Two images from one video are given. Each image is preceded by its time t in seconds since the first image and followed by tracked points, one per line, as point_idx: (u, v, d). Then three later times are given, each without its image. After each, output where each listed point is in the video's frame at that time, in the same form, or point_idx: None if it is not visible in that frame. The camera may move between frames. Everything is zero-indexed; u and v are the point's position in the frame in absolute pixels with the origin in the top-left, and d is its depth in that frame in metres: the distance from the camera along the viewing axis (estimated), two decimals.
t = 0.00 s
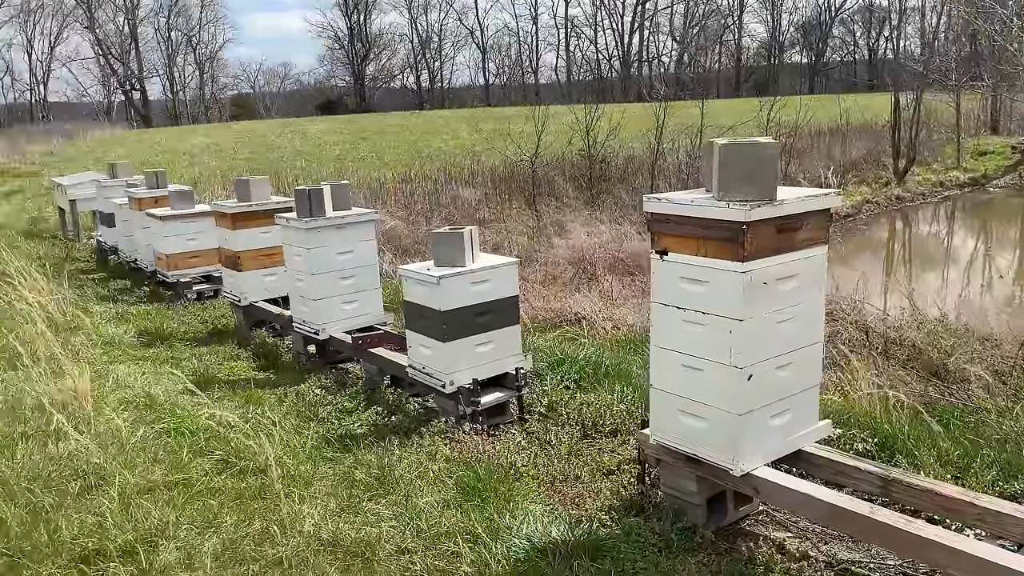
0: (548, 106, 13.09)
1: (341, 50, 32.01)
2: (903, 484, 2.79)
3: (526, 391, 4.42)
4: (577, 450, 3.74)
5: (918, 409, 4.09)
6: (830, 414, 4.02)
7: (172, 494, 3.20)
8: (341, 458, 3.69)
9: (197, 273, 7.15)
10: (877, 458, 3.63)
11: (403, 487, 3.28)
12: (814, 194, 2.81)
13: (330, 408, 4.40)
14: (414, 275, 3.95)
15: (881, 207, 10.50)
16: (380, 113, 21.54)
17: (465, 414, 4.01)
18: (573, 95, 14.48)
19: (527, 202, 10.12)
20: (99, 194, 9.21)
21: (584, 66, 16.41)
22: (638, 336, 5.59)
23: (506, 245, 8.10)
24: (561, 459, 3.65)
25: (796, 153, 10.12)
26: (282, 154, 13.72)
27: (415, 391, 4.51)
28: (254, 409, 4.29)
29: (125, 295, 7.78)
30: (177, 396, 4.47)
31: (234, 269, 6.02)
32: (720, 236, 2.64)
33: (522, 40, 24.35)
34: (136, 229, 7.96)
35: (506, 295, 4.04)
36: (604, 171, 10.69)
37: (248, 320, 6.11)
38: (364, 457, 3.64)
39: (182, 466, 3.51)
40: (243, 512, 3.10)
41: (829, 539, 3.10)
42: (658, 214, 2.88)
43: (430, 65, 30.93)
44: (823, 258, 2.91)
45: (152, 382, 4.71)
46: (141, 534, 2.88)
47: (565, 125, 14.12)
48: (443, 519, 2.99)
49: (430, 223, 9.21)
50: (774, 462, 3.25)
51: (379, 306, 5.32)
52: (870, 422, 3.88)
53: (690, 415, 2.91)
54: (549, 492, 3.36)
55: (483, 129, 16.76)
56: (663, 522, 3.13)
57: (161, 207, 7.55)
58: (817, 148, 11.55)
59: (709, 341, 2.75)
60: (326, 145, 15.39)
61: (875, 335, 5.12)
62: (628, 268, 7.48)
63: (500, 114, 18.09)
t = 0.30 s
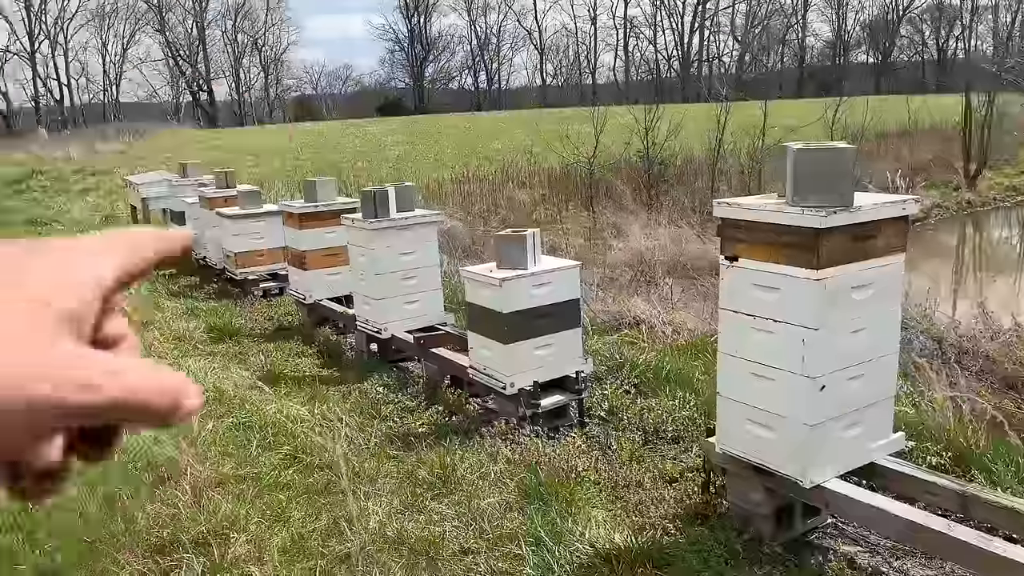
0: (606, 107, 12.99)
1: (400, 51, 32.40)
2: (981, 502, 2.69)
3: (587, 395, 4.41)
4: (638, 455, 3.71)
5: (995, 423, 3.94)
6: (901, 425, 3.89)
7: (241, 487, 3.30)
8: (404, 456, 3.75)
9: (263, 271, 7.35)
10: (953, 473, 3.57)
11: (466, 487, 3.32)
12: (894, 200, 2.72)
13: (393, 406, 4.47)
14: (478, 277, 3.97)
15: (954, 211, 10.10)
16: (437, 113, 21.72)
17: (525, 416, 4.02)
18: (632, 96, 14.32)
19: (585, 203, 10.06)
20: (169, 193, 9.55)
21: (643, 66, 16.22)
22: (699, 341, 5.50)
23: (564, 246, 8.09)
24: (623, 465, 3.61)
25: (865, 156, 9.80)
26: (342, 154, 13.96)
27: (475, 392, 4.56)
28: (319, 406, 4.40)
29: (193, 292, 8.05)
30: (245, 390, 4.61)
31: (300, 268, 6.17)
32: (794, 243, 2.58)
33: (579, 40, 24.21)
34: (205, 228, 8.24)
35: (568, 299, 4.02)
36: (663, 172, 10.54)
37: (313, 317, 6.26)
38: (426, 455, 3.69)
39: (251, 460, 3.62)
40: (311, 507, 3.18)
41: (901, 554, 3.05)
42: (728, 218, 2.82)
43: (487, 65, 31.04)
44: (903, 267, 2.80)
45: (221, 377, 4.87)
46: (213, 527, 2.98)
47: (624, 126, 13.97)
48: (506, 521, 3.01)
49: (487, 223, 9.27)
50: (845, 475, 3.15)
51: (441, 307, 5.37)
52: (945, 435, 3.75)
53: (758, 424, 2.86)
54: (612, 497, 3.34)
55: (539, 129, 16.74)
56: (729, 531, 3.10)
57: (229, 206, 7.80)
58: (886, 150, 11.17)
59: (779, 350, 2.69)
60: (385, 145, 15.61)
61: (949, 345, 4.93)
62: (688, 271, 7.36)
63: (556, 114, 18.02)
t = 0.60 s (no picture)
0: (643, 110, 12.91)
1: (436, 56, 32.68)
2: None
3: (626, 401, 4.37)
4: (677, 464, 3.65)
5: None
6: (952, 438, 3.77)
7: (281, 488, 3.33)
8: (442, 460, 3.76)
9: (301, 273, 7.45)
10: (1003, 488, 3.44)
11: (504, 493, 3.31)
12: (947, 207, 2.63)
13: (430, 409, 4.48)
14: (516, 281, 3.96)
15: (1004, 218, 9.80)
16: (473, 117, 21.84)
17: (563, 422, 4.00)
18: (670, 99, 14.20)
19: (621, 208, 9.99)
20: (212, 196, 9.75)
21: (680, 70, 16.08)
22: (738, 349, 5.40)
23: (600, 251, 8.05)
24: (662, 474, 3.56)
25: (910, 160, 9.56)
26: (379, 158, 14.10)
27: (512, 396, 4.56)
28: (358, 408, 4.43)
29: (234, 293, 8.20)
30: (285, 392, 4.67)
31: (339, 271, 6.24)
32: (844, 250, 2.51)
33: (616, 44, 24.13)
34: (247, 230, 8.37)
35: (607, 305, 3.99)
36: (701, 177, 10.43)
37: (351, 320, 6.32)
38: (464, 459, 3.69)
39: (291, 461, 3.65)
40: (350, 509, 3.19)
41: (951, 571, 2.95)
42: (776, 225, 2.76)
43: (523, 70, 31.14)
44: (954, 275, 2.71)
45: (261, 378, 4.94)
46: (255, 528, 3.01)
47: (661, 130, 13.85)
48: (544, 529, 3.01)
49: (523, 227, 9.26)
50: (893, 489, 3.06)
51: (478, 310, 5.37)
52: (997, 448, 3.63)
53: (806, 435, 2.79)
54: (651, 506, 3.29)
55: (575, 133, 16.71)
56: (772, 543, 3.01)
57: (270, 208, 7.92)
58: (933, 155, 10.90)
59: (826, 360, 2.63)
60: (421, 149, 15.71)
61: (1001, 356, 4.77)
62: (726, 278, 7.25)
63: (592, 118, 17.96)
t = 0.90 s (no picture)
0: (658, 116, 12.84)
1: (451, 62, 32.74)
2: None
3: (643, 409, 4.32)
4: (696, 473, 3.61)
5: None
6: (976, 449, 3.71)
7: (296, 494, 3.32)
8: (457, 466, 3.74)
9: (317, 278, 7.47)
10: None
11: (520, 500, 3.29)
12: (973, 214, 2.58)
13: (445, 415, 4.47)
14: (532, 287, 3.93)
15: None
16: (488, 122, 21.85)
17: (579, 429, 3.96)
18: (685, 104, 14.13)
19: (636, 214, 9.93)
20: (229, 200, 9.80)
21: (695, 75, 16.00)
22: (756, 357, 5.34)
23: (615, 257, 8.01)
24: (680, 482, 3.52)
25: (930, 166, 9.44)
26: (394, 163, 14.14)
27: (527, 402, 4.53)
28: (372, 412, 4.42)
29: (249, 297, 8.22)
30: (300, 397, 4.67)
31: (354, 275, 6.24)
32: (868, 257, 2.46)
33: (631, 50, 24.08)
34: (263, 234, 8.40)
35: (623, 311, 3.96)
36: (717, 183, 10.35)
37: (366, 324, 6.32)
38: (479, 466, 3.67)
39: (306, 466, 3.64)
40: (365, 515, 3.17)
41: None
42: (798, 231, 2.71)
43: (537, 76, 31.14)
44: (980, 284, 2.65)
45: (276, 382, 4.95)
46: (269, 534, 3.01)
47: (677, 135, 13.79)
48: (560, 539, 2.98)
49: (538, 232, 9.23)
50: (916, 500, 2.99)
51: (493, 316, 5.35)
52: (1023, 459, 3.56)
53: (827, 445, 2.73)
54: (669, 516, 3.26)
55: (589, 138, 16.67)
56: (793, 555, 2.95)
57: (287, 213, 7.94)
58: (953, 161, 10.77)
59: (850, 369, 2.58)
60: (436, 154, 15.73)
61: None
62: (743, 284, 7.18)
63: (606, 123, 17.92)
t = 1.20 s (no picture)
0: (661, 120, 12.77)
1: (453, 66, 32.62)
2: None
3: (647, 415, 4.27)
4: (702, 480, 3.56)
5: None
6: (984, 455, 3.66)
7: (297, 500, 3.28)
8: (460, 473, 3.70)
9: (318, 281, 7.42)
10: None
11: (524, 507, 3.25)
12: (985, 218, 2.54)
13: (447, 420, 4.43)
14: (536, 291, 3.89)
15: None
16: (490, 127, 21.76)
17: (583, 435, 3.92)
18: (688, 108, 14.07)
19: (639, 218, 9.87)
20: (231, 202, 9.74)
21: (697, 79, 15.94)
22: (761, 362, 5.29)
23: (618, 261, 7.96)
24: (686, 490, 3.48)
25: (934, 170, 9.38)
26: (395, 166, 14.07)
27: (529, 408, 4.49)
28: (373, 417, 4.39)
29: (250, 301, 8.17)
30: (301, 402, 4.64)
31: (356, 279, 6.21)
32: (878, 261, 2.42)
33: (633, 54, 24.01)
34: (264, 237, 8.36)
35: (629, 316, 3.91)
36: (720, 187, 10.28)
37: (368, 328, 6.29)
38: (482, 472, 3.63)
39: (307, 473, 3.60)
40: (367, 522, 3.12)
41: None
42: (808, 235, 2.67)
43: (539, 80, 31.02)
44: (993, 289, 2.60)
45: (277, 386, 4.91)
46: (268, 542, 2.97)
47: (679, 139, 13.72)
48: (565, 547, 2.93)
49: (540, 236, 9.17)
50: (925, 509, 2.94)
51: (496, 320, 5.31)
52: None
53: (836, 453, 2.67)
54: (676, 524, 3.21)
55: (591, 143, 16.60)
56: (801, 564, 2.91)
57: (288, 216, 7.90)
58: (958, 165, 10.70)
59: (861, 376, 2.53)
60: (438, 158, 15.65)
61: None
62: (747, 289, 7.12)
63: (609, 127, 17.85)
